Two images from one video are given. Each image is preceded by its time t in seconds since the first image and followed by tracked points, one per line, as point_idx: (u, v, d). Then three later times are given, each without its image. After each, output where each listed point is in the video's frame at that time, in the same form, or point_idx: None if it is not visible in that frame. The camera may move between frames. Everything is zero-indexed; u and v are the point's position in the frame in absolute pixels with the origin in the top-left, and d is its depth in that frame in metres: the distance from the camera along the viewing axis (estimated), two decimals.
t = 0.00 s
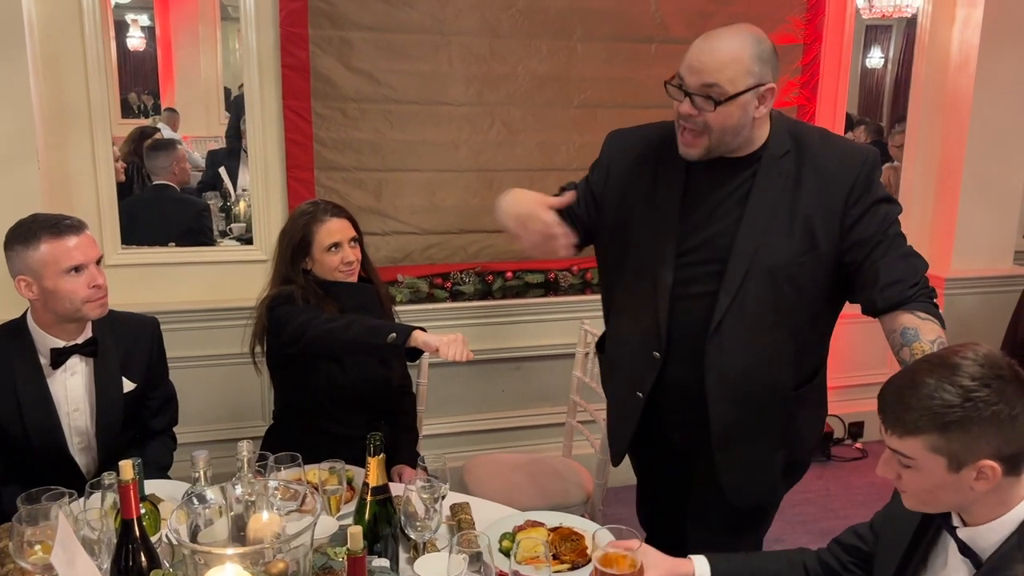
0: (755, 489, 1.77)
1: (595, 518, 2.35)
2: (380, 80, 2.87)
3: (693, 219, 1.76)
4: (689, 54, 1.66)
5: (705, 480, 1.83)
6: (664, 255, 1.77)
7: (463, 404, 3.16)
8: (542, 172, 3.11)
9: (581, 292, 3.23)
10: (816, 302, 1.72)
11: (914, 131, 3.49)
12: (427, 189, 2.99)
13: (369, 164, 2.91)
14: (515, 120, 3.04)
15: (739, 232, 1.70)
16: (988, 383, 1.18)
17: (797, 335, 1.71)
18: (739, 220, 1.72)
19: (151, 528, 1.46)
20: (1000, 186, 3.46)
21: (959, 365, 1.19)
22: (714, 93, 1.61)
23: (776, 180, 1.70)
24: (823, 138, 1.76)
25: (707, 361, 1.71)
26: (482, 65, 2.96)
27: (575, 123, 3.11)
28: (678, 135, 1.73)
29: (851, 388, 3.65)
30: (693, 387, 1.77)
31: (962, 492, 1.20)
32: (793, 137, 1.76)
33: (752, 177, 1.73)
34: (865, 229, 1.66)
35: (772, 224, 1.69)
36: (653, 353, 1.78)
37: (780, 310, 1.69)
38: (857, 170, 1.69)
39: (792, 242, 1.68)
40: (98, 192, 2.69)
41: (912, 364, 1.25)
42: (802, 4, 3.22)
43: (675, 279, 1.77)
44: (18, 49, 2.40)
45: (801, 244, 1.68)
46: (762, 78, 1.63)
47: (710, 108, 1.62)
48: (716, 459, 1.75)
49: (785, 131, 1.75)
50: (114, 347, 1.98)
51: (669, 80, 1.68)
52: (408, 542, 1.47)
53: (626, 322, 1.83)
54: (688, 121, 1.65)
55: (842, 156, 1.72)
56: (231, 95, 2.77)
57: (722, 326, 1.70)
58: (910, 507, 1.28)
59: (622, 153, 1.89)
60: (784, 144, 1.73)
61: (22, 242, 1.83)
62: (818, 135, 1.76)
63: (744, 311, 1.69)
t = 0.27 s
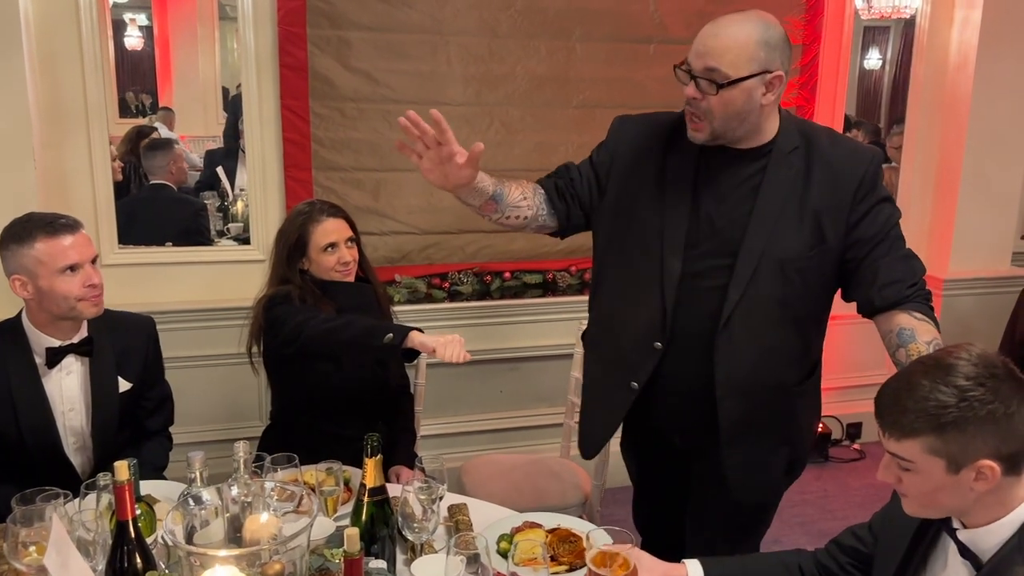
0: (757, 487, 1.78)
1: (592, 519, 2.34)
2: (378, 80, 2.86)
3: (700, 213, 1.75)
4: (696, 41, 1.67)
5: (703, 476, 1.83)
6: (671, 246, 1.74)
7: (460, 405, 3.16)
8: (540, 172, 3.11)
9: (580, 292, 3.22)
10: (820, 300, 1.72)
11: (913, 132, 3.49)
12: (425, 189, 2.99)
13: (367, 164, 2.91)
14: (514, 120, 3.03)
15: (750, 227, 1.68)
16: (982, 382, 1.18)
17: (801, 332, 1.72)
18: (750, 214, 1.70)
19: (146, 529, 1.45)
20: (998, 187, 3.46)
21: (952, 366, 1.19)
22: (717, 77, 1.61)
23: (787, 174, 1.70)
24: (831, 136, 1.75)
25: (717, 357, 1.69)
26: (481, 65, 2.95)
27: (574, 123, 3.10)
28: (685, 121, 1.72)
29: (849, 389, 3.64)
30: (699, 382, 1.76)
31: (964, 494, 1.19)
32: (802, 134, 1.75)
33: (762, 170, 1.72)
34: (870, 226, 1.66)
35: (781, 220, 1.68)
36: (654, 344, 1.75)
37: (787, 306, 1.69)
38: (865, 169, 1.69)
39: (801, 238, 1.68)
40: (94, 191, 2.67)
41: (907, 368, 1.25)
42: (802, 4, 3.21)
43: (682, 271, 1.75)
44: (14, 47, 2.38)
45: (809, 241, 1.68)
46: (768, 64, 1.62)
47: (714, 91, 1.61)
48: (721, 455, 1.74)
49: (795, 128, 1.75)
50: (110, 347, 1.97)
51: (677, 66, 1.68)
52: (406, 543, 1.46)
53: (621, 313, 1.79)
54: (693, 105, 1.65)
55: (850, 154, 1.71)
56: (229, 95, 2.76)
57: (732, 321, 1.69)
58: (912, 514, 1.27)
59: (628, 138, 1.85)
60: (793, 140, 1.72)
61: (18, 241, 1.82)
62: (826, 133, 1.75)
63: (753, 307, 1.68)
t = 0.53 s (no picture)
0: (758, 490, 1.77)
1: (590, 520, 2.34)
2: (376, 80, 2.85)
3: (700, 216, 1.74)
4: (691, 52, 1.66)
5: (702, 479, 1.82)
6: (669, 248, 1.74)
7: (458, 405, 3.15)
8: (539, 172, 3.10)
9: (578, 293, 3.21)
10: (821, 302, 1.71)
11: (913, 133, 3.48)
12: (424, 189, 2.98)
13: (365, 164, 2.90)
14: (512, 120, 3.03)
15: (751, 229, 1.68)
16: (990, 378, 1.18)
17: (803, 334, 1.71)
18: (750, 216, 1.70)
19: (141, 531, 1.44)
20: (998, 188, 3.45)
21: (959, 361, 1.19)
22: (708, 93, 1.61)
23: (788, 176, 1.69)
24: (832, 138, 1.74)
25: (716, 359, 1.69)
26: (480, 65, 2.95)
27: (572, 123, 3.10)
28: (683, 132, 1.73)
29: (848, 390, 3.64)
30: (699, 384, 1.75)
31: (966, 493, 1.18)
32: (804, 136, 1.74)
33: (763, 172, 1.71)
34: (871, 229, 1.65)
35: (782, 222, 1.68)
36: (650, 347, 1.75)
37: (788, 308, 1.68)
38: (867, 172, 1.68)
39: (801, 240, 1.67)
40: (91, 190, 2.66)
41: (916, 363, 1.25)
42: (801, 4, 3.20)
43: (680, 274, 1.75)
44: (11, 46, 2.38)
45: (811, 243, 1.67)
46: (761, 76, 1.60)
47: (705, 108, 1.61)
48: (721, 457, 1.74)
49: (796, 130, 1.74)
50: (106, 347, 1.96)
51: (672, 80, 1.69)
52: (401, 545, 1.45)
53: (615, 316, 1.79)
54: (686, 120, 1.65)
55: (852, 156, 1.70)
56: (227, 95, 2.75)
57: (731, 322, 1.68)
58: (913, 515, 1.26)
59: (628, 143, 1.86)
60: (795, 143, 1.71)
61: (13, 240, 1.81)
62: (829, 136, 1.74)
63: (753, 309, 1.68)
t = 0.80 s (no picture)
0: (764, 491, 1.76)
1: (591, 520, 2.34)
2: (378, 80, 2.86)
3: (701, 219, 1.75)
4: (690, 63, 1.65)
5: (707, 480, 1.82)
6: (671, 253, 1.75)
7: (460, 405, 3.15)
8: (541, 173, 3.10)
9: (580, 293, 3.21)
10: (825, 304, 1.70)
11: (916, 133, 3.48)
12: (425, 189, 2.98)
13: (367, 164, 2.90)
14: (514, 121, 3.03)
15: (751, 233, 1.68)
16: (1014, 361, 1.20)
17: (807, 337, 1.70)
18: (751, 219, 1.70)
19: (141, 530, 1.44)
20: (1001, 188, 3.44)
21: (987, 344, 1.23)
22: (706, 106, 1.61)
23: (789, 180, 1.69)
24: (834, 140, 1.73)
25: (718, 363, 1.69)
26: (482, 65, 2.95)
27: (575, 123, 3.10)
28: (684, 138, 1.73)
29: (850, 391, 3.63)
30: (700, 387, 1.75)
31: (977, 478, 1.22)
32: (806, 138, 1.73)
33: (765, 176, 1.70)
34: (873, 230, 1.65)
35: (783, 225, 1.67)
36: (657, 352, 1.76)
37: (791, 311, 1.68)
38: (869, 173, 1.68)
39: (802, 243, 1.66)
40: (94, 190, 2.67)
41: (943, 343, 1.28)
42: (803, 4, 3.21)
43: (682, 278, 1.75)
44: (14, 46, 2.38)
45: (812, 246, 1.66)
46: (760, 88, 1.59)
47: (704, 120, 1.62)
48: (726, 459, 1.74)
49: (798, 133, 1.73)
50: (107, 346, 1.96)
51: (672, 88, 1.68)
52: (401, 545, 1.44)
53: (629, 321, 1.81)
54: (687, 129, 1.66)
55: (853, 157, 1.70)
56: (232, 95, 2.76)
57: (733, 325, 1.68)
58: (918, 500, 1.30)
59: (630, 152, 1.87)
60: (797, 145, 1.71)
61: (15, 240, 1.82)
62: (830, 137, 1.74)
63: (755, 312, 1.68)
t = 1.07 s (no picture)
0: (769, 491, 1.76)
1: (593, 519, 2.34)
2: (383, 80, 2.87)
3: (704, 222, 1.75)
4: (696, 68, 1.64)
5: (709, 480, 1.82)
6: (674, 256, 1.75)
7: (463, 404, 3.16)
8: (544, 172, 3.10)
9: (584, 292, 3.22)
10: (828, 305, 1.70)
11: (920, 133, 3.47)
12: (429, 189, 3.00)
13: (371, 164, 2.91)
14: (518, 121, 3.03)
15: (753, 235, 1.68)
16: None
17: (809, 337, 1.70)
18: (753, 221, 1.70)
19: (144, 526, 1.46)
20: (1006, 188, 3.43)
21: (1006, 335, 1.24)
22: (713, 114, 1.60)
23: (791, 182, 1.69)
24: (836, 140, 1.73)
25: (722, 365, 1.69)
26: (486, 65, 2.96)
27: (578, 123, 3.10)
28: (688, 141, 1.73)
29: (854, 391, 3.63)
30: (704, 388, 1.76)
31: (983, 471, 1.22)
32: (807, 139, 1.73)
33: (768, 177, 1.70)
34: (874, 230, 1.65)
35: (785, 227, 1.68)
36: (662, 355, 1.77)
37: (794, 312, 1.68)
38: (869, 173, 1.68)
39: (804, 244, 1.66)
40: (100, 189, 2.70)
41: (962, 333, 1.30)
42: (808, 4, 3.21)
43: (685, 281, 1.76)
44: (21, 46, 2.40)
45: (814, 247, 1.66)
46: (766, 94, 1.59)
47: (710, 127, 1.61)
48: (731, 460, 1.74)
49: (799, 134, 1.73)
50: (112, 343, 1.98)
51: (677, 92, 1.67)
52: (402, 543, 1.46)
53: (637, 324, 1.82)
54: (692, 135, 1.66)
55: (853, 157, 1.70)
56: (239, 95, 2.77)
57: (736, 327, 1.69)
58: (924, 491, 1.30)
59: (632, 155, 1.87)
60: (799, 147, 1.71)
61: (21, 238, 1.84)
62: (832, 137, 1.73)
63: (758, 314, 1.68)
